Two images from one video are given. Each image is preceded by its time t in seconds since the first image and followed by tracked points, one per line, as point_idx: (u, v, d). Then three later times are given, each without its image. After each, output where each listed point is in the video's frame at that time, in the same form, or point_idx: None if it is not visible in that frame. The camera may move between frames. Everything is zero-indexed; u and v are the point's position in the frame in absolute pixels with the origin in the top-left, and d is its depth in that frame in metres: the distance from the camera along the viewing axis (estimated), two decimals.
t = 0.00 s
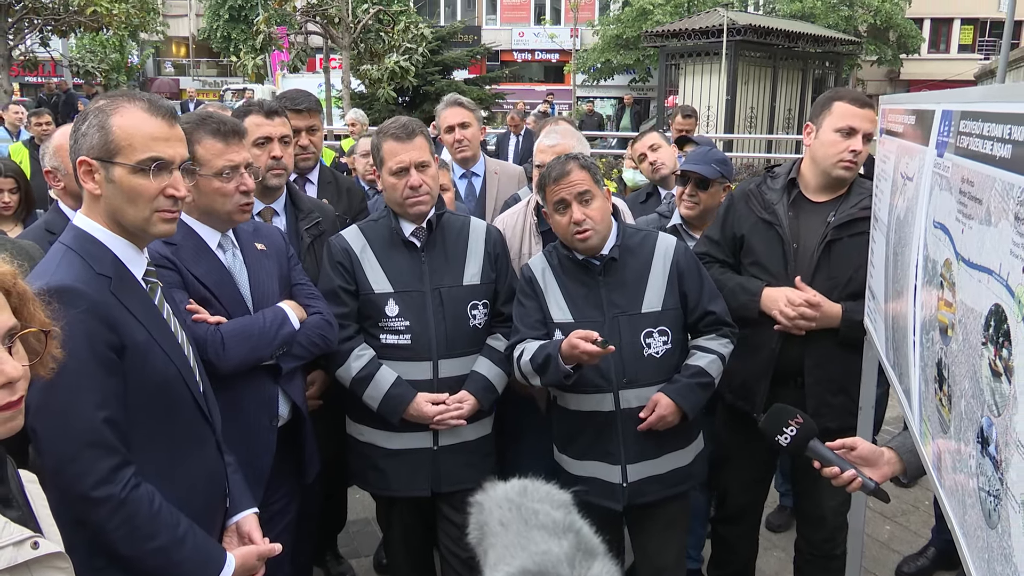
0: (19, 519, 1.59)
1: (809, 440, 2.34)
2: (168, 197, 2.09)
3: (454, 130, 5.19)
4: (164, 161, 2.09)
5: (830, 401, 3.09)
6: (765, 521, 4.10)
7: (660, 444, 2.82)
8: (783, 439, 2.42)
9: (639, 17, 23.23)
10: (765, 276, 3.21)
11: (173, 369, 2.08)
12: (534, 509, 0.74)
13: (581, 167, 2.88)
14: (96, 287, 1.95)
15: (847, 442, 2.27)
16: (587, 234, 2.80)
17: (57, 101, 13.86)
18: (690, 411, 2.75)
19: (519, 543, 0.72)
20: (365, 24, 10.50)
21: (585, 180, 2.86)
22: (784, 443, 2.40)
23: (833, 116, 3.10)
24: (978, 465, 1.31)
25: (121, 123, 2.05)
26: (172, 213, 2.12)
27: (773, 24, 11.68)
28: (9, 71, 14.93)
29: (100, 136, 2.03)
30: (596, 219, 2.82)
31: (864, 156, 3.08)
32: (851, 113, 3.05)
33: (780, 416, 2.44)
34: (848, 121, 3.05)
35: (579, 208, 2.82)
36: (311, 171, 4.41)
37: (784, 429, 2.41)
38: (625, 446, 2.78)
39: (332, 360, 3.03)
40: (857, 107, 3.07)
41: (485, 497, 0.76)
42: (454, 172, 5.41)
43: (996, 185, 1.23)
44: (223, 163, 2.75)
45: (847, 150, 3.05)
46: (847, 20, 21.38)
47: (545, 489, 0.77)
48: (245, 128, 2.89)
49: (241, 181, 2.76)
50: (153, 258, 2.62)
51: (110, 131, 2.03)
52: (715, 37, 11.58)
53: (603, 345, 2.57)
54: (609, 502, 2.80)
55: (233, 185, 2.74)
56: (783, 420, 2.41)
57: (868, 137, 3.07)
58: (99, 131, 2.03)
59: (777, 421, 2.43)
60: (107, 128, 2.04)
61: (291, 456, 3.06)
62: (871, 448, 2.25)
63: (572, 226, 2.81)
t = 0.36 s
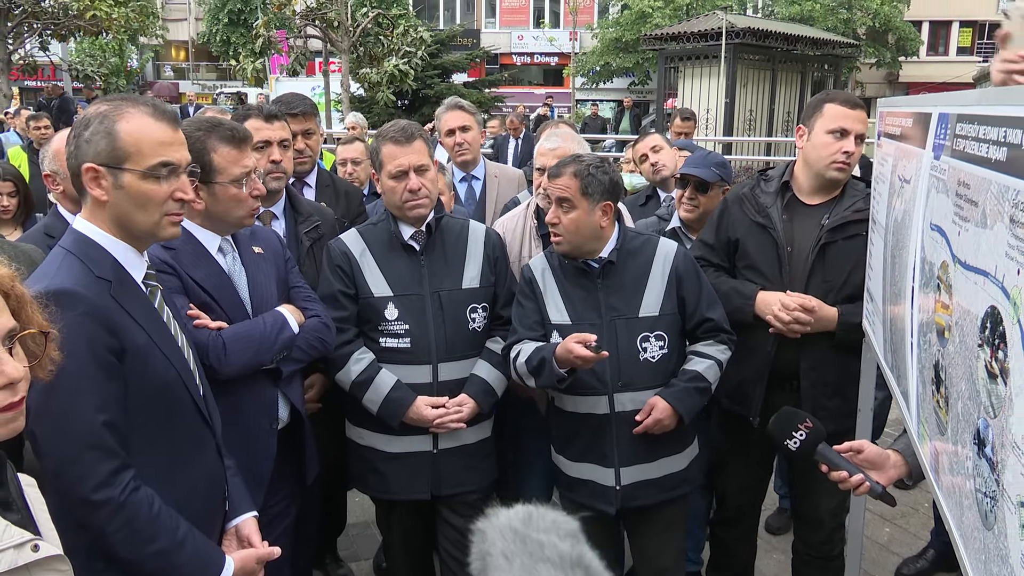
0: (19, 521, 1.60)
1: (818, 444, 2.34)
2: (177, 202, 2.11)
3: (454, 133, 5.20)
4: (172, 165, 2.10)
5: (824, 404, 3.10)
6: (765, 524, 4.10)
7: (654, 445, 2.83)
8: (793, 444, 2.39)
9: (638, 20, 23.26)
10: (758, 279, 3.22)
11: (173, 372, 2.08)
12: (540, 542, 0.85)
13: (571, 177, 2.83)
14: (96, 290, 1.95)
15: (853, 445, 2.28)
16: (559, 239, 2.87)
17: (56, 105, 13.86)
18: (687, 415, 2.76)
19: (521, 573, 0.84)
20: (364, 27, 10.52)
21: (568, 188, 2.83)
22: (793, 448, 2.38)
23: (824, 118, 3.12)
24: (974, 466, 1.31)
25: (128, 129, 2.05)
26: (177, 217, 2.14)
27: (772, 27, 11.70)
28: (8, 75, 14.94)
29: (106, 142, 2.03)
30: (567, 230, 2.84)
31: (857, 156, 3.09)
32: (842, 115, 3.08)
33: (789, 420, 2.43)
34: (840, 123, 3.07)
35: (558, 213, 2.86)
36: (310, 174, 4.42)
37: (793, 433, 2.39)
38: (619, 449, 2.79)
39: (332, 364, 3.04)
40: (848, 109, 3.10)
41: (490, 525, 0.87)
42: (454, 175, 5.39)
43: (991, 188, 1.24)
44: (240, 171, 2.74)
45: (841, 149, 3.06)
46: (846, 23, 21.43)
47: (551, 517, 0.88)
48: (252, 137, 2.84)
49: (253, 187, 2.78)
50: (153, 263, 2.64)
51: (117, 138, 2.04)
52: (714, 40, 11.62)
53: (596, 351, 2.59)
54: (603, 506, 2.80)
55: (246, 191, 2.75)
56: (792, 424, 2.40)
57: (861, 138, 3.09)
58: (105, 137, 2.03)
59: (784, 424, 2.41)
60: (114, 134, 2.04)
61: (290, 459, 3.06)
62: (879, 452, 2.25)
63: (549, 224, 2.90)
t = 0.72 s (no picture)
0: (18, 523, 1.59)
1: (820, 445, 2.33)
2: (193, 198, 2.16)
3: (458, 133, 5.19)
4: (191, 165, 2.13)
5: (828, 406, 3.09)
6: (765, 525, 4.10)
7: (643, 452, 2.79)
8: (794, 446, 2.38)
9: (639, 21, 23.25)
10: (759, 280, 3.21)
11: (173, 372, 2.07)
12: (571, 547, 0.79)
13: (590, 170, 2.83)
14: (96, 291, 1.95)
15: (856, 446, 2.26)
16: (567, 230, 2.84)
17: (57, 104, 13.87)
18: (675, 400, 2.67)
19: None
20: (365, 28, 10.52)
21: (584, 181, 2.82)
22: (795, 449, 2.37)
23: (823, 118, 3.12)
24: (979, 469, 1.30)
25: (155, 134, 2.05)
26: (188, 214, 2.17)
27: (773, 28, 11.69)
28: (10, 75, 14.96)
29: (136, 148, 2.02)
30: (577, 223, 2.81)
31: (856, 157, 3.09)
32: (840, 116, 3.08)
33: (791, 421, 2.41)
34: (838, 124, 3.06)
35: (570, 204, 2.84)
36: (310, 174, 4.41)
37: (795, 434, 2.38)
38: (605, 449, 2.80)
39: (331, 365, 3.03)
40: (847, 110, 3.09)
41: (514, 529, 0.79)
42: (456, 176, 5.40)
43: (997, 189, 1.23)
44: (239, 171, 2.73)
45: (840, 149, 3.05)
46: (847, 23, 21.43)
47: (577, 522, 0.82)
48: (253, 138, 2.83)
49: (253, 189, 2.77)
50: (153, 264, 2.63)
51: (146, 143, 2.03)
52: (715, 41, 11.61)
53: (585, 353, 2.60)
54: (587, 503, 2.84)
55: (246, 192, 2.74)
56: (794, 426, 2.39)
57: (861, 139, 3.09)
58: (135, 143, 2.02)
59: (787, 425, 2.40)
60: (142, 139, 2.03)
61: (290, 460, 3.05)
62: (881, 454, 2.24)
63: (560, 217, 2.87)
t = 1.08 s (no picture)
0: (14, 521, 1.58)
1: (821, 446, 2.30)
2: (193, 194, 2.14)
3: (458, 129, 5.19)
4: (193, 161, 2.12)
5: (828, 402, 3.08)
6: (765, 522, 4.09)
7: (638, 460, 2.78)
8: (795, 446, 2.37)
9: (639, 16, 23.20)
10: (760, 276, 3.19)
11: (173, 370, 2.06)
12: (569, 516, 0.94)
13: (635, 164, 2.75)
14: (96, 288, 1.93)
15: (859, 445, 2.26)
16: (598, 219, 2.80)
17: (55, 100, 13.85)
18: (635, 410, 2.62)
19: (552, 545, 0.93)
20: (364, 23, 10.50)
21: (625, 176, 2.75)
22: (795, 449, 2.36)
23: (819, 113, 3.11)
24: (980, 467, 1.29)
25: (158, 129, 2.03)
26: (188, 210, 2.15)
27: (773, 24, 11.66)
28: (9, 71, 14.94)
29: (140, 144, 2.00)
30: (610, 214, 2.76)
31: (852, 152, 3.06)
32: (832, 112, 3.07)
33: (792, 420, 2.40)
34: (829, 120, 3.06)
35: (607, 193, 2.79)
36: (310, 171, 4.38)
37: (797, 435, 2.37)
38: (598, 450, 2.81)
39: (329, 361, 3.02)
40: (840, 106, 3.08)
41: (519, 503, 0.96)
42: (456, 171, 5.40)
43: (999, 184, 1.22)
44: (237, 167, 2.72)
45: (835, 146, 3.03)
46: (846, 19, 21.47)
47: (577, 497, 0.97)
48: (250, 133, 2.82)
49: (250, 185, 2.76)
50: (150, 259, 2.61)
51: (149, 139, 2.01)
52: (715, 36, 11.57)
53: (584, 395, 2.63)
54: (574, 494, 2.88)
55: (243, 188, 2.72)
56: (796, 425, 2.37)
57: (857, 133, 3.06)
58: (138, 139, 2.00)
59: (788, 425, 2.38)
60: (146, 135, 2.02)
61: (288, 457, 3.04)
62: (884, 452, 2.24)
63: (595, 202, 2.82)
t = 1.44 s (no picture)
0: (12, 521, 1.59)
1: (826, 457, 2.29)
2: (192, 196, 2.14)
3: (457, 129, 5.17)
4: (192, 163, 2.12)
5: (826, 400, 3.09)
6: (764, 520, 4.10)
7: (636, 468, 2.76)
8: (799, 458, 2.36)
9: (638, 16, 23.21)
10: (758, 282, 3.21)
11: (172, 370, 2.07)
12: (559, 486, 0.70)
13: (662, 185, 2.67)
14: (96, 288, 1.94)
15: (865, 455, 2.23)
16: (619, 233, 2.79)
17: (54, 102, 13.86)
18: (641, 428, 2.62)
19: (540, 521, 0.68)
20: (362, 24, 10.50)
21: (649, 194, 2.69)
22: (799, 462, 2.35)
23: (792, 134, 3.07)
24: (975, 464, 1.30)
25: (158, 131, 2.04)
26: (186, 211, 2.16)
27: (771, 23, 11.66)
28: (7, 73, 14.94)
29: (140, 145, 2.01)
30: (632, 231, 2.74)
31: (832, 166, 3.02)
32: (806, 133, 3.01)
33: (794, 432, 2.40)
34: (804, 140, 3.03)
35: (630, 209, 2.74)
36: (309, 172, 4.36)
37: (800, 447, 2.36)
38: (601, 454, 2.82)
39: (327, 361, 3.02)
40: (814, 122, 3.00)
41: (507, 480, 0.73)
42: (455, 171, 5.42)
43: (992, 182, 1.22)
44: (235, 169, 2.73)
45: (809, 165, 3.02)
46: (845, 19, 21.48)
47: (569, 475, 0.74)
48: (247, 134, 2.83)
49: (248, 186, 2.77)
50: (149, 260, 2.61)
51: (149, 140, 2.02)
52: (713, 36, 11.58)
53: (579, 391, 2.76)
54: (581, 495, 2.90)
55: (241, 189, 2.73)
56: (798, 437, 2.37)
57: (832, 149, 2.99)
58: (137, 140, 2.01)
59: (791, 438, 2.38)
60: (146, 137, 2.02)
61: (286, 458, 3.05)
62: (891, 462, 2.21)
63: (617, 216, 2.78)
